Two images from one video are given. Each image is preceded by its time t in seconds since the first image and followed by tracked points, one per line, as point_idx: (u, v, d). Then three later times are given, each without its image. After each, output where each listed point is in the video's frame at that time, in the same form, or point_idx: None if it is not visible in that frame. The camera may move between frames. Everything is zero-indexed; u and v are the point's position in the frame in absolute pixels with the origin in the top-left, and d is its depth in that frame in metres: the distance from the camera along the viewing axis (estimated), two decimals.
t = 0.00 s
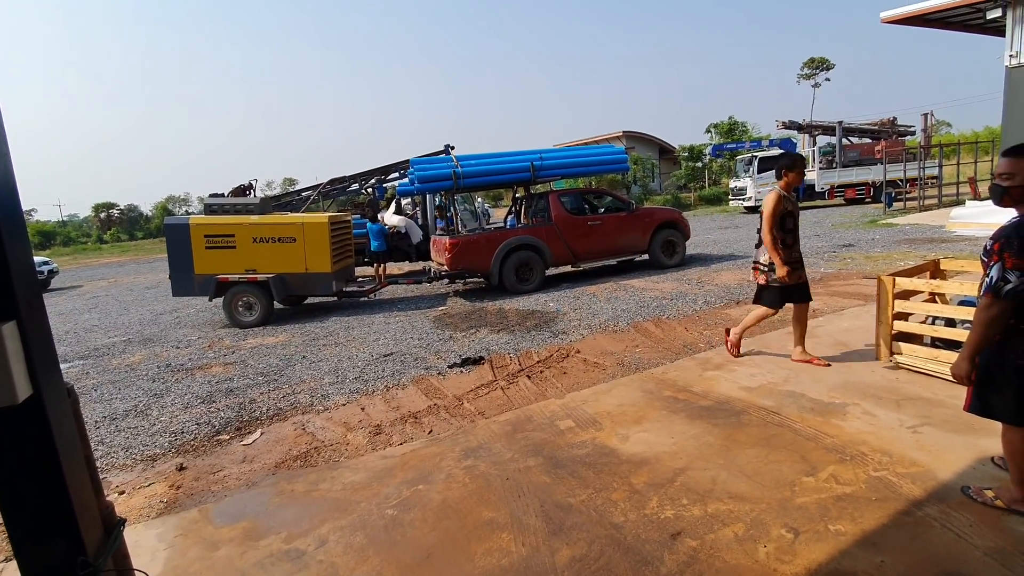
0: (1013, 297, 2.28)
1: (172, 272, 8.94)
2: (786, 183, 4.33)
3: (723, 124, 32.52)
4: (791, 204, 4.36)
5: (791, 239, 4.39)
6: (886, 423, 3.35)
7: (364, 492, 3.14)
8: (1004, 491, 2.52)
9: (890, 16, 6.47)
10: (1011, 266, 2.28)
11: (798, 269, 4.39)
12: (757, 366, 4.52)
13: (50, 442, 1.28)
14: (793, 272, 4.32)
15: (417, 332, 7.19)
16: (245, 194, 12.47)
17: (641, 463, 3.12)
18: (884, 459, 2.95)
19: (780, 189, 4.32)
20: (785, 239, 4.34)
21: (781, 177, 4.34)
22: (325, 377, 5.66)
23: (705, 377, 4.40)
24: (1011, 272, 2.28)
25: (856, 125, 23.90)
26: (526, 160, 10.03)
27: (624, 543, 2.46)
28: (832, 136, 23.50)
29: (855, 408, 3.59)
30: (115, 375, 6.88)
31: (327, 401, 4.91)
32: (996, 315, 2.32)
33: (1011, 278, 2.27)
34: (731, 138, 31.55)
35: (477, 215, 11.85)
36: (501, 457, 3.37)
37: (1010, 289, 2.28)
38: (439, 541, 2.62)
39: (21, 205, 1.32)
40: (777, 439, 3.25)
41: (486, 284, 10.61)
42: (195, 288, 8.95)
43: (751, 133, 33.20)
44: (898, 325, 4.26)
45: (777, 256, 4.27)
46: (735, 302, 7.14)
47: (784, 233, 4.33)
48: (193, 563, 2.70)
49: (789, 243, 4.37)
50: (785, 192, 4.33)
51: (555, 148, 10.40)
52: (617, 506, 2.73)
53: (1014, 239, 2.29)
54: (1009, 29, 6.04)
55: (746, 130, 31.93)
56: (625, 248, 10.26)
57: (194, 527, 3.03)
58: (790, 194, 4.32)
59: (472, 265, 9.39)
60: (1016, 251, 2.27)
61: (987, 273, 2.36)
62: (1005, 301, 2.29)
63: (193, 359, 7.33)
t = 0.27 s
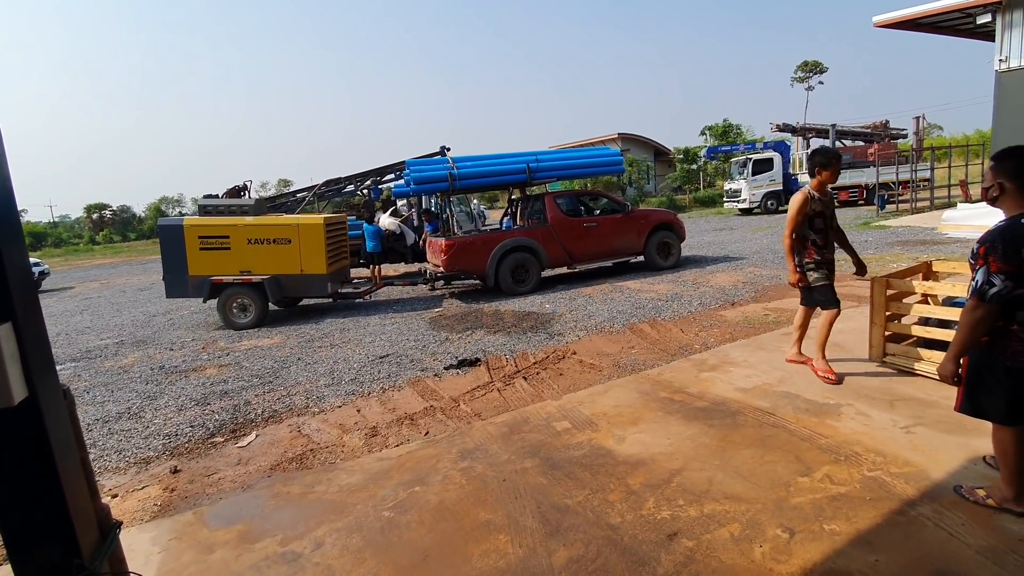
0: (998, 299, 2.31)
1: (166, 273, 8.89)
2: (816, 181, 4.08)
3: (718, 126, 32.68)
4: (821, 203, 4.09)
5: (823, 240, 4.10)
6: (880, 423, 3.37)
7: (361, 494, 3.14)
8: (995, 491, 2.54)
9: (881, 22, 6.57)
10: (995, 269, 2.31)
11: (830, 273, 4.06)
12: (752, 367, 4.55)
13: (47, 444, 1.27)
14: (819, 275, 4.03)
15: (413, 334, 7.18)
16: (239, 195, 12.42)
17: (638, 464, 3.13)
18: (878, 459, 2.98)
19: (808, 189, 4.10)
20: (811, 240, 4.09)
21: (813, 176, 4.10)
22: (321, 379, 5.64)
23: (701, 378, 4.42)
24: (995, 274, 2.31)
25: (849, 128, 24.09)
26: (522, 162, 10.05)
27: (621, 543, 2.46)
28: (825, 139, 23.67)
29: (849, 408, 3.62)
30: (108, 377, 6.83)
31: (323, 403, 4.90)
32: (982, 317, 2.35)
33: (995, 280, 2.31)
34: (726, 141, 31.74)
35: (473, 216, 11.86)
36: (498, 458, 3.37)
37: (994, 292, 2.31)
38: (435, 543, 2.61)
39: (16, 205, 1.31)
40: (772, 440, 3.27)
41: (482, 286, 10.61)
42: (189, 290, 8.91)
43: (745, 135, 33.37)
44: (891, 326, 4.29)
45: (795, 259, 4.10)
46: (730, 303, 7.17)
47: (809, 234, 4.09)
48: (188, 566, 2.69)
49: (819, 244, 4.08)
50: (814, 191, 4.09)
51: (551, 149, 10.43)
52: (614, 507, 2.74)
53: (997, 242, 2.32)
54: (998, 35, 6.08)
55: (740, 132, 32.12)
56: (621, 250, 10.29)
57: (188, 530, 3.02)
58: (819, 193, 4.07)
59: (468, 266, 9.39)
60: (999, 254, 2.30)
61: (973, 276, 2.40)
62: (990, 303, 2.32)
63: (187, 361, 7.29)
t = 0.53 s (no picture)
0: (976, 294, 2.34)
1: (161, 274, 8.84)
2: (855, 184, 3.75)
3: (713, 127, 32.79)
4: (860, 207, 3.78)
5: (861, 247, 3.79)
6: (875, 421, 3.40)
7: (359, 495, 3.13)
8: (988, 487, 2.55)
9: (874, 23, 6.63)
10: (970, 265, 2.36)
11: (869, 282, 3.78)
12: (749, 367, 4.57)
13: (46, 446, 1.27)
14: (856, 284, 3.76)
15: (410, 334, 7.17)
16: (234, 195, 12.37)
17: (636, 464, 3.14)
18: (874, 457, 3.00)
19: (844, 192, 3.79)
20: (847, 248, 3.80)
21: (851, 178, 3.78)
22: (318, 380, 5.63)
23: (698, 377, 4.44)
24: (970, 270, 2.35)
25: (842, 129, 24.23)
26: (518, 162, 10.06)
27: (619, 542, 2.47)
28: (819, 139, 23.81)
29: (844, 407, 3.64)
30: (102, 379, 6.78)
31: (320, 404, 4.89)
32: (960, 312, 2.39)
33: (971, 275, 2.35)
34: (721, 141, 31.88)
35: (469, 217, 11.86)
36: (496, 458, 3.37)
37: (970, 287, 2.35)
38: (434, 543, 2.61)
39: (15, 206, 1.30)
40: (769, 438, 3.29)
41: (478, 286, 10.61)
42: (185, 291, 8.87)
43: (740, 136, 33.52)
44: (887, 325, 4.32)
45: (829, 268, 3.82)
46: (726, 303, 7.20)
47: (845, 241, 3.81)
48: (186, 568, 2.68)
49: (857, 253, 3.78)
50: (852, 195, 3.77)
51: (547, 150, 10.45)
52: (612, 506, 2.75)
53: (972, 239, 2.37)
54: (988, 37, 6.14)
55: (735, 133, 32.26)
56: (617, 250, 10.32)
57: (186, 532, 3.00)
58: (856, 197, 3.75)
59: (465, 267, 9.39)
60: (974, 250, 2.35)
61: (950, 272, 2.44)
62: (967, 298, 2.36)
63: (182, 362, 7.25)
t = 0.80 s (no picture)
0: (951, 287, 2.48)
1: (162, 274, 8.86)
2: (906, 175, 3.52)
3: (713, 127, 32.79)
4: (911, 200, 3.55)
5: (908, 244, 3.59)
6: (877, 421, 3.40)
7: (361, 494, 3.14)
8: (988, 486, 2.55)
9: (874, 23, 6.63)
10: (949, 259, 2.50)
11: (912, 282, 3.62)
12: (750, 367, 4.57)
13: (54, 445, 1.27)
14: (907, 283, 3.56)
15: (411, 334, 7.18)
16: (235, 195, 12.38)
17: (638, 463, 3.14)
18: (876, 456, 3.00)
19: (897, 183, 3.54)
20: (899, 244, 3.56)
21: (904, 168, 3.53)
22: (319, 379, 5.63)
23: (700, 377, 4.44)
24: (947, 264, 2.50)
25: (843, 129, 24.23)
26: (519, 162, 10.07)
27: (622, 542, 2.47)
28: (820, 140, 23.79)
29: (846, 407, 3.65)
30: (104, 379, 6.79)
31: (322, 404, 4.89)
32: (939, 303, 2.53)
33: (948, 269, 2.49)
34: (722, 142, 31.89)
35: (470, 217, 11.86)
36: (498, 458, 3.38)
37: (948, 280, 2.49)
38: (437, 543, 2.61)
39: (23, 207, 1.31)
40: (771, 438, 3.29)
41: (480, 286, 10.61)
42: (186, 291, 8.87)
43: (740, 136, 33.51)
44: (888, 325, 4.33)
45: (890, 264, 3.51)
46: (727, 303, 7.20)
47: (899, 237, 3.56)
48: (189, 567, 2.68)
49: (906, 249, 3.57)
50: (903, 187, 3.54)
51: (548, 150, 10.46)
52: (615, 505, 2.75)
53: (954, 235, 2.50)
54: (986, 39, 6.14)
55: (736, 133, 32.24)
56: (618, 250, 10.31)
57: (188, 532, 3.01)
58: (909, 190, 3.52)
59: (466, 267, 9.40)
60: (953, 245, 2.48)
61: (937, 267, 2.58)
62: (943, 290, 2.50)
63: (184, 362, 7.25)
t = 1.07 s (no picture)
0: (943, 280, 2.47)
1: (168, 272, 8.90)
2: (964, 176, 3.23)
3: (718, 128, 32.72)
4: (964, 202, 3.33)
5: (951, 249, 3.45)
6: (882, 424, 3.39)
7: (366, 493, 3.15)
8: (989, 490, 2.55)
9: (881, 26, 6.62)
10: (943, 253, 2.48)
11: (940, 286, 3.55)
12: (755, 368, 4.57)
13: (66, 440, 1.29)
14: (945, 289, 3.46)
15: (415, 334, 7.19)
16: (241, 195, 12.43)
17: (642, 464, 3.14)
18: (881, 460, 2.99)
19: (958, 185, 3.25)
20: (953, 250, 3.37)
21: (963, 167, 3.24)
22: (324, 378, 5.65)
23: (704, 379, 4.43)
24: (941, 257, 2.48)
25: (849, 131, 24.13)
26: (524, 162, 10.07)
27: (625, 543, 2.47)
28: (825, 141, 23.70)
29: (851, 409, 3.63)
30: (110, 376, 6.83)
31: (326, 402, 4.91)
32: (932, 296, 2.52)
33: (941, 262, 2.47)
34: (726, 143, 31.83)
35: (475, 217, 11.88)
36: (502, 458, 3.38)
37: (941, 273, 2.48)
38: (440, 542, 2.62)
39: (37, 206, 1.32)
40: (776, 440, 3.29)
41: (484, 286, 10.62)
42: (191, 289, 8.92)
43: (745, 138, 33.43)
44: (893, 327, 4.31)
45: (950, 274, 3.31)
46: (732, 305, 7.19)
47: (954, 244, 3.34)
48: (194, 564, 2.70)
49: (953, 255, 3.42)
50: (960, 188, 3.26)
51: (553, 150, 10.46)
52: (618, 506, 2.75)
53: (949, 228, 2.47)
54: (993, 42, 6.11)
55: (740, 134, 32.14)
56: (622, 251, 10.31)
57: (194, 528, 3.02)
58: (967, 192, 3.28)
59: (470, 267, 9.41)
60: (947, 238, 2.46)
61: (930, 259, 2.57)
62: (936, 283, 2.49)
63: (189, 360, 7.29)
